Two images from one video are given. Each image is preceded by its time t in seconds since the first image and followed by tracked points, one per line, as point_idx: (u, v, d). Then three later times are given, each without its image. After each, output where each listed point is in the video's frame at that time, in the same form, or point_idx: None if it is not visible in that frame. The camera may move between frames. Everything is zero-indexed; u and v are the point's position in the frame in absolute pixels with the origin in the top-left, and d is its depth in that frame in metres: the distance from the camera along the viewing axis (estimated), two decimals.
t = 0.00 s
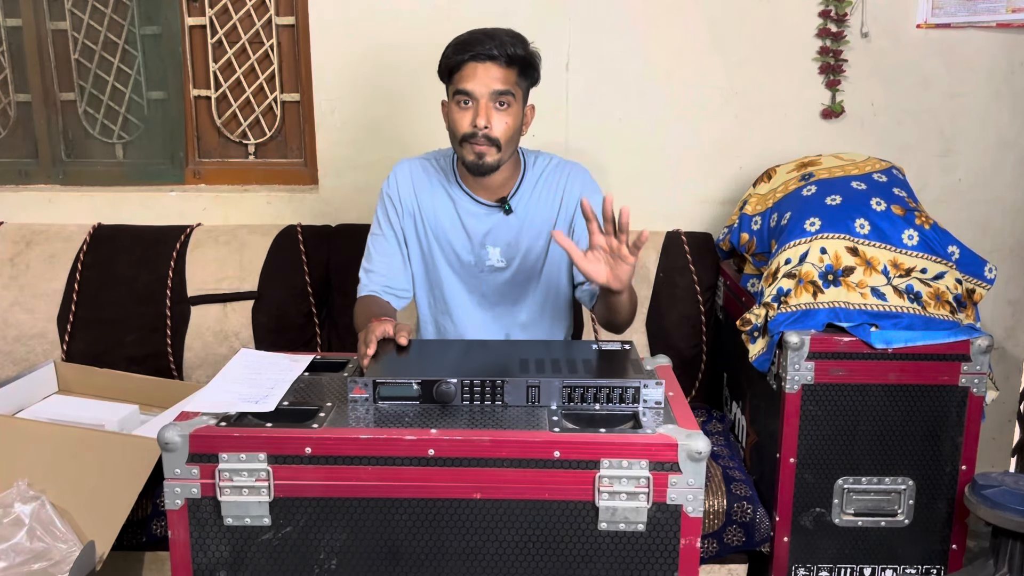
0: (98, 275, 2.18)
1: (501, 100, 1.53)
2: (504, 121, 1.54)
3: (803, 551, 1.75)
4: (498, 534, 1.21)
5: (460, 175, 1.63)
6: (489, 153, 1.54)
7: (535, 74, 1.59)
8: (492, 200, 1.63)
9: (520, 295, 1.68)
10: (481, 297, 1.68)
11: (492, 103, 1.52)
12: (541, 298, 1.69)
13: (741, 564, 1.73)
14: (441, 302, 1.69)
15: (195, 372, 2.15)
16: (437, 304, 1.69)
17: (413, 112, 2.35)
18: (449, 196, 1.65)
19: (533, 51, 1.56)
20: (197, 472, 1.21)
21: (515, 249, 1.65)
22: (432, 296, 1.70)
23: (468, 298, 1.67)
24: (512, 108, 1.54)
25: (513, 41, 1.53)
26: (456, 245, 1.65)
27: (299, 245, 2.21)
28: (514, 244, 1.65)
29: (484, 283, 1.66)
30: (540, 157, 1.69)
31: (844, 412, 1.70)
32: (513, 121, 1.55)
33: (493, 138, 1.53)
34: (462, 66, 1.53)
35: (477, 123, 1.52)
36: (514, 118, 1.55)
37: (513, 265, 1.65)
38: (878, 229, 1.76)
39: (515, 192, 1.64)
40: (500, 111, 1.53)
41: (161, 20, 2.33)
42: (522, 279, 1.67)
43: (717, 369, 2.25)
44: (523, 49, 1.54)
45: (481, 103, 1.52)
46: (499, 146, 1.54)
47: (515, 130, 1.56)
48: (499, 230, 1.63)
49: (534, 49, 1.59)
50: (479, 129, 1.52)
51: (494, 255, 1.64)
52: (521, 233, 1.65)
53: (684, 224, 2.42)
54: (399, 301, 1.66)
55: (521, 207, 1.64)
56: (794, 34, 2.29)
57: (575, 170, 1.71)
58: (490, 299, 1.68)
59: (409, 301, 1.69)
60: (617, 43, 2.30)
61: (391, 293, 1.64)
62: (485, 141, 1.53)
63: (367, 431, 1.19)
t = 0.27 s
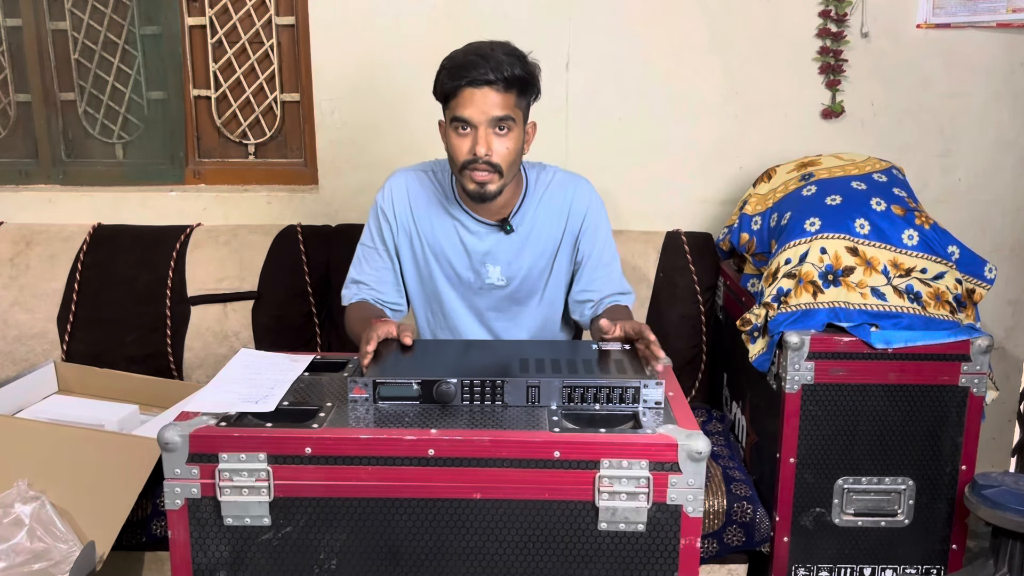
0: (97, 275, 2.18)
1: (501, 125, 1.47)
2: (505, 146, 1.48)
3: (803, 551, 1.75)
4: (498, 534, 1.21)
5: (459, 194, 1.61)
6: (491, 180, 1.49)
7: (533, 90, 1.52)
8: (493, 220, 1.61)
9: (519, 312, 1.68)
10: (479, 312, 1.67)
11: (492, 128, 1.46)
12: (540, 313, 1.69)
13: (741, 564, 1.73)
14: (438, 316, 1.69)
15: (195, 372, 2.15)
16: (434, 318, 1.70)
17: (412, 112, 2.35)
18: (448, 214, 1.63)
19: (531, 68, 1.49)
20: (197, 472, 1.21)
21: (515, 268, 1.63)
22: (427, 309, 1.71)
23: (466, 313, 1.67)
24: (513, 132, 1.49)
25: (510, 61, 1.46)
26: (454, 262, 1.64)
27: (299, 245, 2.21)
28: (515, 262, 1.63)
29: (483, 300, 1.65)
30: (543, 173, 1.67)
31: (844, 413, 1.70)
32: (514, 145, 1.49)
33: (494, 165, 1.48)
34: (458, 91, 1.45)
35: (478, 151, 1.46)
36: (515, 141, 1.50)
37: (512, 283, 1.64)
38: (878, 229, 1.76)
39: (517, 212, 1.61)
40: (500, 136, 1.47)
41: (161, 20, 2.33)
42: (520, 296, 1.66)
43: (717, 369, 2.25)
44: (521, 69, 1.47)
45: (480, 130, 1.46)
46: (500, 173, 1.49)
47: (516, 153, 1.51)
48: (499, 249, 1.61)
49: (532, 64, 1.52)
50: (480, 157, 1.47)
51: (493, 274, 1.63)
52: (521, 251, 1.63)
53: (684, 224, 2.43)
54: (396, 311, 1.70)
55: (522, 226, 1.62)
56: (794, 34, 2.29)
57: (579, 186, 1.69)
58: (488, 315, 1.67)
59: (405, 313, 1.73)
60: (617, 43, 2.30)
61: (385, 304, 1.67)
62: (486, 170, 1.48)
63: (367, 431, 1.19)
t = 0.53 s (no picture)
0: (97, 275, 2.18)
1: (506, 146, 1.42)
2: (511, 166, 1.44)
3: (803, 551, 1.75)
4: (498, 534, 1.21)
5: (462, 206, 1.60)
6: (496, 202, 1.47)
7: (539, 104, 1.47)
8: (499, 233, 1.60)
9: (525, 320, 1.68)
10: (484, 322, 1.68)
11: (497, 150, 1.42)
12: (546, 322, 1.70)
13: (741, 564, 1.73)
14: (443, 326, 1.69)
15: (195, 372, 2.15)
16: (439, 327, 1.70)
17: (412, 112, 2.35)
18: (453, 225, 1.62)
19: (534, 82, 1.43)
20: (197, 472, 1.21)
21: (520, 278, 1.64)
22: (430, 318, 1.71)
23: (471, 323, 1.67)
24: (519, 151, 1.44)
25: (513, 77, 1.40)
26: (459, 274, 1.63)
27: (299, 245, 2.21)
28: (520, 273, 1.63)
29: (488, 310, 1.66)
30: (549, 183, 1.66)
31: (844, 413, 1.70)
32: (519, 164, 1.45)
33: (499, 187, 1.45)
34: (461, 112, 1.40)
35: (483, 174, 1.43)
36: (521, 160, 1.46)
37: (518, 292, 1.64)
38: (878, 229, 1.76)
39: (522, 223, 1.61)
40: (505, 157, 1.43)
41: (161, 20, 2.33)
42: (526, 305, 1.67)
43: (717, 369, 2.25)
44: (525, 87, 1.41)
45: (485, 152, 1.42)
46: (506, 194, 1.46)
47: (522, 171, 1.47)
48: (504, 260, 1.61)
49: (535, 77, 1.46)
50: (485, 179, 1.43)
51: (499, 283, 1.63)
52: (527, 262, 1.63)
53: (684, 224, 2.43)
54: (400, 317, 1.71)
55: (528, 237, 1.62)
56: (794, 34, 2.29)
57: (585, 194, 1.68)
58: (494, 324, 1.68)
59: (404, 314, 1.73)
60: (617, 43, 2.30)
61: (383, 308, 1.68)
62: (491, 192, 1.45)
63: (367, 431, 1.19)
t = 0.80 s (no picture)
0: (97, 275, 2.18)
1: (510, 150, 1.43)
2: (515, 172, 1.44)
3: (803, 551, 1.75)
4: (498, 534, 1.21)
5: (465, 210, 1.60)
6: (501, 207, 1.47)
7: (542, 109, 1.47)
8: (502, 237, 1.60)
9: (528, 325, 1.68)
10: (487, 326, 1.68)
11: (501, 154, 1.42)
12: (549, 325, 1.70)
13: (741, 564, 1.73)
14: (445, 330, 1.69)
15: (195, 372, 2.15)
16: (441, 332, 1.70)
17: (412, 112, 2.35)
18: (456, 230, 1.62)
19: (537, 87, 1.44)
20: (197, 472, 1.21)
21: (523, 283, 1.64)
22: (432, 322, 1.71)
23: (474, 327, 1.67)
24: (523, 156, 1.45)
25: (517, 83, 1.41)
26: (462, 278, 1.63)
27: (299, 245, 2.21)
28: (523, 277, 1.63)
29: (491, 314, 1.66)
30: (552, 187, 1.66)
31: (844, 413, 1.70)
32: (524, 169, 1.46)
33: (504, 192, 1.44)
34: (465, 119, 1.40)
35: (487, 179, 1.42)
36: (525, 165, 1.46)
37: (521, 296, 1.64)
38: (878, 229, 1.76)
39: (526, 228, 1.61)
40: (509, 162, 1.43)
41: (161, 20, 2.33)
42: (529, 309, 1.67)
43: (717, 369, 2.25)
44: (529, 91, 1.42)
45: (489, 157, 1.42)
46: (511, 199, 1.46)
47: (526, 177, 1.47)
48: (507, 265, 1.61)
49: (539, 82, 1.47)
50: (490, 185, 1.43)
51: (502, 288, 1.63)
52: (530, 266, 1.63)
53: (684, 224, 2.43)
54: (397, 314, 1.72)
55: (532, 242, 1.62)
56: (794, 34, 2.29)
57: (589, 198, 1.68)
58: (497, 329, 1.68)
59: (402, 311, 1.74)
60: (617, 43, 2.30)
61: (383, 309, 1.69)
62: (496, 197, 1.44)
63: (367, 431, 1.19)
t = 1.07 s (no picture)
0: (97, 275, 2.18)
1: (511, 146, 1.43)
2: (516, 168, 1.44)
3: (803, 551, 1.75)
4: (498, 534, 1.21)
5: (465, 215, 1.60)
6: (502, 204, 1.46)
7: (543, 108, 1.48)
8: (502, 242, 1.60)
9: (529, 326, 1.70)
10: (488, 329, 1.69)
11: (502, 150, 1.42)
12: (550, 327, 1.71)
13: (741, 564, 1.73)
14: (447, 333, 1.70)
15: (195, 372, 2.15)
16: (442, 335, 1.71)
17: (412, 112, 2.35)
18: (456, 235, 1.62)
19: (539, 85, 1.45)
20: (197, 472, 1.21)
21: (524, 286, 1.64)
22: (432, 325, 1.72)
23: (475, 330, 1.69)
24: (524, 153, 1.45)
25: (518, 79, 1.42)
26: (462, 282, 1.64)
27: (299, 245, 2.21)
28: (524, 281, 1.64)
29: (492, 317, 1.67)
30: (552, 190, 1.66)
31: (844, 413, 1.70)
32: (525, 166, 1.45)
33: (505, 188, 1.44)
34: (466, 113, 1.41)
35: (488, 174, 1.42)
36: (526, 162, 1.46)
37: (522, 299, 1.65)
38: (878, 229, 1.76)
39: (526, 232, 1.61)
40: (510, 158, 1.43)
41: (161, 20, 2.33)
42: (530, 312, 1.68)
43: (717, 370, 2.25)
44: (530, 87, 1.42)
45: (490, 152, 1.42)
46: (512, 195, 1.45)
47: (527, 174, 1.47)
48: (508, 269, 1.61)
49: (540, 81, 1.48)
50: (491, 180, 1.42)
51: (504, 291, 1.64)
52: (531, 270, 1.64)
53: (684, 224, 2.42)
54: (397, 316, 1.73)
55: (532, 246, 1.62)
56: (794, 34, 2.29)
57: (589, 200, 1.68)
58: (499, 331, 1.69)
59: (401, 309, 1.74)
60: (617, 43, 2.30)
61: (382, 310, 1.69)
62: (497, 193, 1.44)
63: (367, 431, 1.19)
